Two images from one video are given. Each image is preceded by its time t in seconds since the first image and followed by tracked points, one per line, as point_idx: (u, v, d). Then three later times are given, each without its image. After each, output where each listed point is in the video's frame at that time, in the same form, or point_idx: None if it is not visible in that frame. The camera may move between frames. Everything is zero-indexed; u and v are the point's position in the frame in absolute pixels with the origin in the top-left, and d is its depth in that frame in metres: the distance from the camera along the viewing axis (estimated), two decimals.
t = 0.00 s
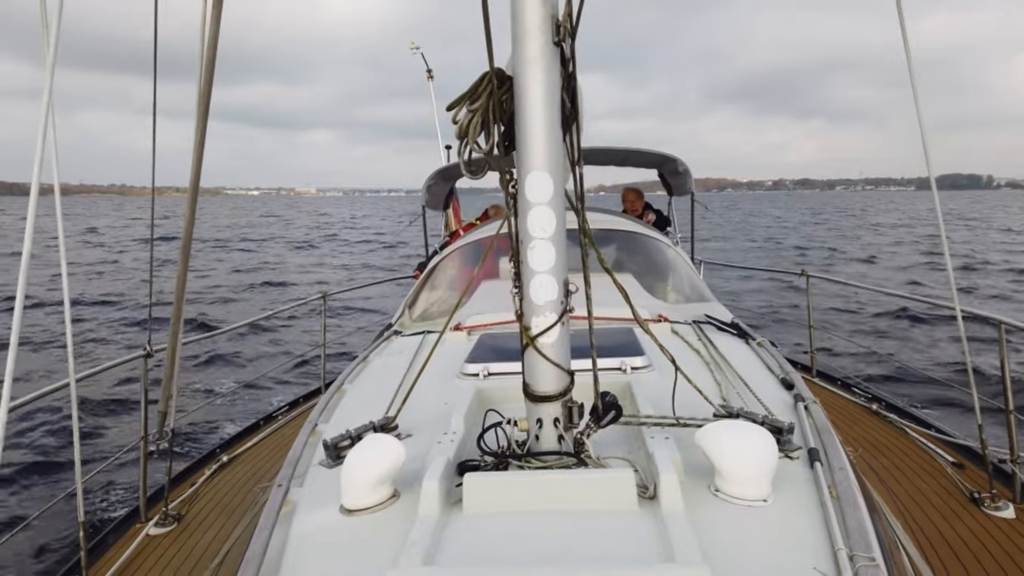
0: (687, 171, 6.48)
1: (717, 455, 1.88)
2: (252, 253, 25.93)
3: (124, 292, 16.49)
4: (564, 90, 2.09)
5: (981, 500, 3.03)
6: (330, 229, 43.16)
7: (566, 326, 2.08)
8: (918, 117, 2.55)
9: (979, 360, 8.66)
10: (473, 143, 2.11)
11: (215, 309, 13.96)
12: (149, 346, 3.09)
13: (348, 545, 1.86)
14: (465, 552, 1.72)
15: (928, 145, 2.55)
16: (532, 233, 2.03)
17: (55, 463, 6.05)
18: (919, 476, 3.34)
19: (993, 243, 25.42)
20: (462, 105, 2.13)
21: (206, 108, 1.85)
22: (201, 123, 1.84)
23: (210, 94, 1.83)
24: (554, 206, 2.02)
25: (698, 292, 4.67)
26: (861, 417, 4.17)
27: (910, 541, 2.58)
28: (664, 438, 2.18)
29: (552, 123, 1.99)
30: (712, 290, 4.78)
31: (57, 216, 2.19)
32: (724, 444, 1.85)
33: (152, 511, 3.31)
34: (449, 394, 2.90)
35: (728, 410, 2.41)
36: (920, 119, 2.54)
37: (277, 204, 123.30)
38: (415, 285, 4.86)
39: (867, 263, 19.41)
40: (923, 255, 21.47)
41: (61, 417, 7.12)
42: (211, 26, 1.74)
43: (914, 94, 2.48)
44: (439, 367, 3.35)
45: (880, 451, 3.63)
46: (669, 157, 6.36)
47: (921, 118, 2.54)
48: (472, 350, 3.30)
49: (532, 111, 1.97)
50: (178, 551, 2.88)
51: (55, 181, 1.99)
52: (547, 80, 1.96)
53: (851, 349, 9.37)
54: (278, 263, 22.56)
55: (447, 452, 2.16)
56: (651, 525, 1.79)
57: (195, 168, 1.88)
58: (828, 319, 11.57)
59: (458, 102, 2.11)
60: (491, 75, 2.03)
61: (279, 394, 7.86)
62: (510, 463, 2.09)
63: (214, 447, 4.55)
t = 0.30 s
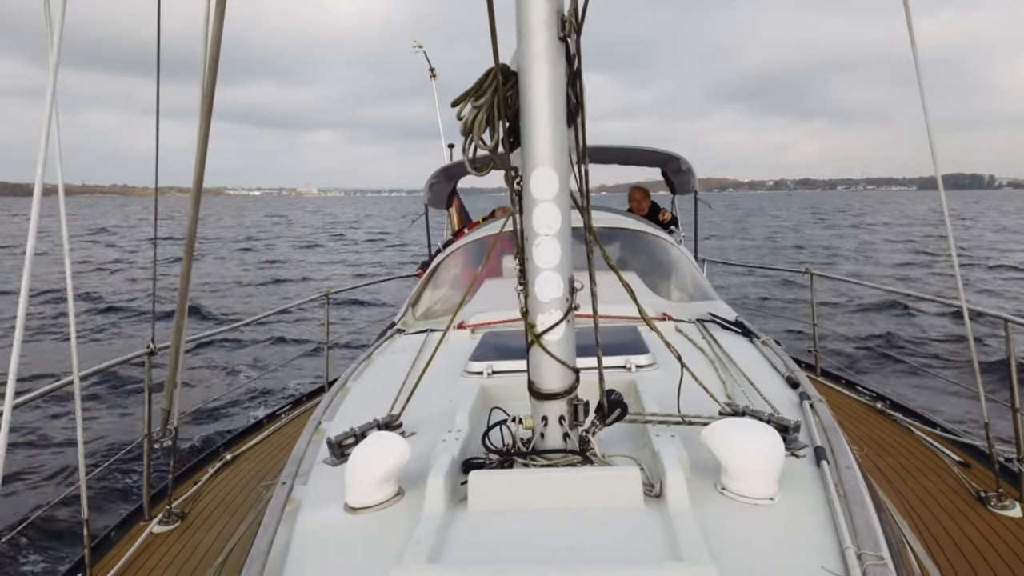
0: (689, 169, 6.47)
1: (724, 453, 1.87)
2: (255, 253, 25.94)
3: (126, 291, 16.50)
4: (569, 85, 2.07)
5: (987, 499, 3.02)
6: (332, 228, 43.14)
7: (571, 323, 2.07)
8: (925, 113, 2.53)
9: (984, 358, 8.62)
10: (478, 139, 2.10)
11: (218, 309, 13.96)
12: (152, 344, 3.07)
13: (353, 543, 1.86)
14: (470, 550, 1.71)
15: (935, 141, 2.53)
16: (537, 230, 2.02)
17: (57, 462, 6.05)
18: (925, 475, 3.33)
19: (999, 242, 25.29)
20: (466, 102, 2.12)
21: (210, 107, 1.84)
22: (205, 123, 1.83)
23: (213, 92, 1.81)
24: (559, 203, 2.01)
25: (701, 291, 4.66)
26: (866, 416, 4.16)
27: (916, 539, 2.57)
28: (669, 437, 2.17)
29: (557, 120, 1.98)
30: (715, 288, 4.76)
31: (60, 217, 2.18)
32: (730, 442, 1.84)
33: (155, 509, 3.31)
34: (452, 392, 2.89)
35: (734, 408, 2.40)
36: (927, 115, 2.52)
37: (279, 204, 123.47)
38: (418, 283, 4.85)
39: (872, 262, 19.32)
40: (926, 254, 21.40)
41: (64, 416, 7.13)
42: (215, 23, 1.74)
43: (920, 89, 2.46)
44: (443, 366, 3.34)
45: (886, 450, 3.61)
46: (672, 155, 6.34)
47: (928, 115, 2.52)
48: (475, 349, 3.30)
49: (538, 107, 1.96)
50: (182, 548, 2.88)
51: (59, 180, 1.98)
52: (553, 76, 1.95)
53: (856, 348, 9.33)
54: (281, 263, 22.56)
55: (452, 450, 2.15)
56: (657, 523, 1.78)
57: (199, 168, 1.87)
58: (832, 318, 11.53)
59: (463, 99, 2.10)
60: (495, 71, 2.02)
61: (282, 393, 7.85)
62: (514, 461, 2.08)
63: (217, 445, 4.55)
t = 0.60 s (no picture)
0: (693, 170, 6.46)
1: (728, 455, 1.86)
2: (258, 254, 25.98)
3: (130, 292, 16.55)
4: (573, 87, 2.08)
5: (991, 501, 3.02)
6: (335, 229, 43.21)
7: (574, 325, 2.07)
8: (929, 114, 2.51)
9: (988, 358, 8.59)
10: (482, 140, 2.10)
11: (220, 309, 13.99)
12: (156, 343, 3.07)
13: (356, 544, 1.86)
14: (474, 551, 1.71)
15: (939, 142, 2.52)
16: (541, 231, 2.02)
17: (61, 461, 6.07)
18: (928, 477, 3.32)
19: (1004, 242, 25.17)
20: (470, 103, 2.12)
21: (214, 108, 1.85)
22: (209, 124, 1.85)
23: (218, 92, 1.83)
24: (563, 205, 2.01)
25: (704, 292, 4.66)
26: (869, 418, 4.15)
27: (918, 541, 2.57)
28: (673, 438, 2.17)
29: (562, 120, 1.97)
30: (718, 289, 4.76)
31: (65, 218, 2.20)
32: (734, 443, 1.84)
33: (158, 509, 3.31)
34: (455, 393, 2.89)
35: (737, 409, 2.40)
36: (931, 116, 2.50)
37: (281, 204, 123.59)
38: (421, 284, 4.85)
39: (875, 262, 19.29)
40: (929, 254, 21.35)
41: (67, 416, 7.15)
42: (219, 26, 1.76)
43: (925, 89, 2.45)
44: (446, 366, 3.35)
45: (889, 452, 3.61)
46: (675, 156, 6.34)
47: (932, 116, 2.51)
48: (478, 349, 3.30)
49: (542, 108, 1.96)
50: (185, 548, 2.88)
51: (63, 182, 2.00)
52: (557, 77, 1.95)
53: (859, 348, 9.31)
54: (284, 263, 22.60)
55: (455, 451, 2.15)
56: (661, 525, 1.78)
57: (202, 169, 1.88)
58: (835, 318, 11.51)
59: (467, 100, 2.10)
60: (500, 73, 2.02)
61: (284, 393, 7.86)
62: (518, 462, 2.08)
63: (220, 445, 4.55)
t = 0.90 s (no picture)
0: (693, 169, 6.44)
1: (724, 454, 1.85)
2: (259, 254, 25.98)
3: (130, 292, 16.54)
4: (570, 83, 2.05)
5: (991, 502, 3.00)
6: (336, 229, 43.18)
7: (570, 322, 2.05)
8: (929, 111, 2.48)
9: (990, 357, 8.55)
10: (478, 136, 2.08)
11: (220, 309, 13.97)
12: (152, 341, 3.04)
13: (348, 544, 1.84)
14: (467, 551, 1.69)
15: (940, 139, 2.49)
16: (536, 228, 2.00)
17: (57, 459, 6.05)
18: (928, 477, 3.30)
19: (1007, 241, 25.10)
20: (466, 99, 2.11)
21: (209, 107, 1.83)
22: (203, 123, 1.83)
23: (213, 91, 1.81)
24: (559, 202, 1.99)
25: (704, 291, 4.64)
26: (870, 417, 4.13)
27: (917, 540, 2.55)
28: (669, 437, 2.15)
29: (558, 116, 1.95)
30: (718, 288, 4.74)
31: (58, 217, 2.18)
32: (730, 442, 1.82)
33: (153, 508, 3.30)
34: (452, 392, 2.87)
35: (735, 408, 2.38)
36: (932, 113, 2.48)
37: (283, 203, 123.75)
38: (420, 282, 4.83)
39: (876, 262, 19.25)
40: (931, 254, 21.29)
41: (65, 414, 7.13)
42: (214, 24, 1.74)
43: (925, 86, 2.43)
44: (443, 365, 3.33)
45: (888, 451, 3.58)
46: (675, 154, 6.31)
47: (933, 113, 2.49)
48: (476, 347, 3.28)
49: (538, 103, 1.94)
50: (180, 547, 2.87)
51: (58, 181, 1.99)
52: (553, 72, 1.93)
53: (860, 348, 9.29)
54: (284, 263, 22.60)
55: (450, 450, 2.13)
56: (657, 525, 1.76)
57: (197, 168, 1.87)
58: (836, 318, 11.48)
59: (462, 96, 2.08)
60: (495, 68, 2.00)
61: (283, 392, 7.83)
62: (512, 461, 2.07)
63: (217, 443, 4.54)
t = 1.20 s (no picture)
0: (693, 167, 6.42)
1: (725, 452, 1.83)
2: (257, 254, 25.91)
3: (127, 291, 16.47)
4: (570, 78, 2.04)
5: (992, 501, 2.98)
6: (334, 228, 43.09)
7: (570, 319, 2.03)
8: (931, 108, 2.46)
9: (990, 356, 8.52)
10: (477, 132, 2.06)
11: (217, 308, 13.92)
12: (149, 337, 3.00)
13: (346, 542, 1.82)
14: (466, 549, 1.67)
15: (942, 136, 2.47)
16: (536, 224, 1.98)
17: (53, 457, 6.01)
18: (929, 476, 3.29)
19: (1005, 241, 25.12)
20: (465, 93, 2.09)
21: (206, 103, 1.82)
22: (200, 120, 1.81)
23: (210, 87, 1.79)
24: (559, 198, 1.97)
25: (704, 289, 4.62)
26: (869, 416, 4.12)
27: (917, 540, 2.54)
28: (670, 435, 2.13)
29: (558, 110, 1.94)
30: (718, 286, 4.72)
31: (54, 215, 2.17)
32: (732, 440, 1.80)
33: (151, 506, 3.28)
34: (451, 390, 2.85)
35: (736, 407, 2.36)
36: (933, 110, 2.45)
37: (281, 203, 123.52)
38: (419, 281, 4.81)
39: (874, 262, 19.22)
40: (929, 254, 21.29)
41: (60, 412, 7.09)
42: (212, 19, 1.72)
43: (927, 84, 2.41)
44: (442, 363, 3.31)
45: (889, 451, 3.57)
46: (675, 152, 6.29)
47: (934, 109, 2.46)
48: (475, 346, 3.26)
49: (538, 98, 1.92)
50: (177, 545, 2.85)
51: (53, 178, 1.97)
52: (553, 67, 1.91)
53: (859, 348, 9.27)
54: (282, 263, 22.55)
55: (448, 448, 2.12)
56: (657, 524, 1.74)
57: (194, 165, 1.85)
58: (836, 318, 11.45)
59: (461, 91, 2.07)
60: (495, 62, 1.98)
61: (281, 391, 7.80)
62: (511, 459, 2.06)
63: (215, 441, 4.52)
